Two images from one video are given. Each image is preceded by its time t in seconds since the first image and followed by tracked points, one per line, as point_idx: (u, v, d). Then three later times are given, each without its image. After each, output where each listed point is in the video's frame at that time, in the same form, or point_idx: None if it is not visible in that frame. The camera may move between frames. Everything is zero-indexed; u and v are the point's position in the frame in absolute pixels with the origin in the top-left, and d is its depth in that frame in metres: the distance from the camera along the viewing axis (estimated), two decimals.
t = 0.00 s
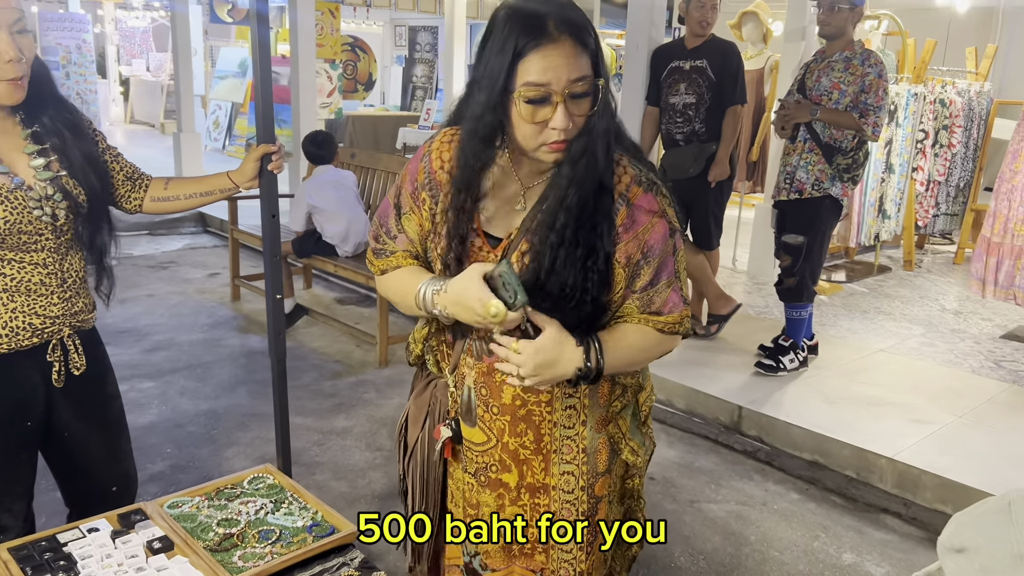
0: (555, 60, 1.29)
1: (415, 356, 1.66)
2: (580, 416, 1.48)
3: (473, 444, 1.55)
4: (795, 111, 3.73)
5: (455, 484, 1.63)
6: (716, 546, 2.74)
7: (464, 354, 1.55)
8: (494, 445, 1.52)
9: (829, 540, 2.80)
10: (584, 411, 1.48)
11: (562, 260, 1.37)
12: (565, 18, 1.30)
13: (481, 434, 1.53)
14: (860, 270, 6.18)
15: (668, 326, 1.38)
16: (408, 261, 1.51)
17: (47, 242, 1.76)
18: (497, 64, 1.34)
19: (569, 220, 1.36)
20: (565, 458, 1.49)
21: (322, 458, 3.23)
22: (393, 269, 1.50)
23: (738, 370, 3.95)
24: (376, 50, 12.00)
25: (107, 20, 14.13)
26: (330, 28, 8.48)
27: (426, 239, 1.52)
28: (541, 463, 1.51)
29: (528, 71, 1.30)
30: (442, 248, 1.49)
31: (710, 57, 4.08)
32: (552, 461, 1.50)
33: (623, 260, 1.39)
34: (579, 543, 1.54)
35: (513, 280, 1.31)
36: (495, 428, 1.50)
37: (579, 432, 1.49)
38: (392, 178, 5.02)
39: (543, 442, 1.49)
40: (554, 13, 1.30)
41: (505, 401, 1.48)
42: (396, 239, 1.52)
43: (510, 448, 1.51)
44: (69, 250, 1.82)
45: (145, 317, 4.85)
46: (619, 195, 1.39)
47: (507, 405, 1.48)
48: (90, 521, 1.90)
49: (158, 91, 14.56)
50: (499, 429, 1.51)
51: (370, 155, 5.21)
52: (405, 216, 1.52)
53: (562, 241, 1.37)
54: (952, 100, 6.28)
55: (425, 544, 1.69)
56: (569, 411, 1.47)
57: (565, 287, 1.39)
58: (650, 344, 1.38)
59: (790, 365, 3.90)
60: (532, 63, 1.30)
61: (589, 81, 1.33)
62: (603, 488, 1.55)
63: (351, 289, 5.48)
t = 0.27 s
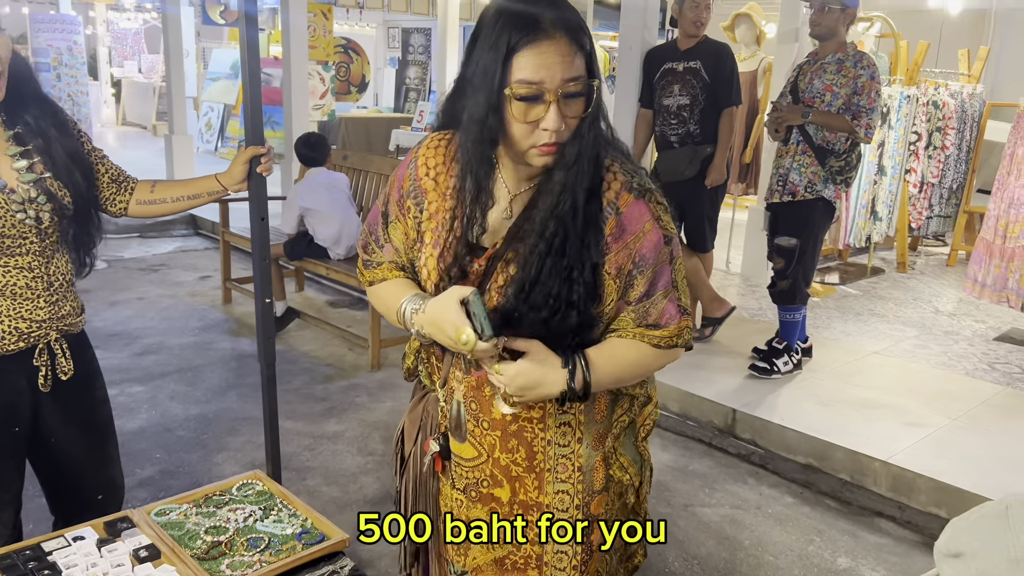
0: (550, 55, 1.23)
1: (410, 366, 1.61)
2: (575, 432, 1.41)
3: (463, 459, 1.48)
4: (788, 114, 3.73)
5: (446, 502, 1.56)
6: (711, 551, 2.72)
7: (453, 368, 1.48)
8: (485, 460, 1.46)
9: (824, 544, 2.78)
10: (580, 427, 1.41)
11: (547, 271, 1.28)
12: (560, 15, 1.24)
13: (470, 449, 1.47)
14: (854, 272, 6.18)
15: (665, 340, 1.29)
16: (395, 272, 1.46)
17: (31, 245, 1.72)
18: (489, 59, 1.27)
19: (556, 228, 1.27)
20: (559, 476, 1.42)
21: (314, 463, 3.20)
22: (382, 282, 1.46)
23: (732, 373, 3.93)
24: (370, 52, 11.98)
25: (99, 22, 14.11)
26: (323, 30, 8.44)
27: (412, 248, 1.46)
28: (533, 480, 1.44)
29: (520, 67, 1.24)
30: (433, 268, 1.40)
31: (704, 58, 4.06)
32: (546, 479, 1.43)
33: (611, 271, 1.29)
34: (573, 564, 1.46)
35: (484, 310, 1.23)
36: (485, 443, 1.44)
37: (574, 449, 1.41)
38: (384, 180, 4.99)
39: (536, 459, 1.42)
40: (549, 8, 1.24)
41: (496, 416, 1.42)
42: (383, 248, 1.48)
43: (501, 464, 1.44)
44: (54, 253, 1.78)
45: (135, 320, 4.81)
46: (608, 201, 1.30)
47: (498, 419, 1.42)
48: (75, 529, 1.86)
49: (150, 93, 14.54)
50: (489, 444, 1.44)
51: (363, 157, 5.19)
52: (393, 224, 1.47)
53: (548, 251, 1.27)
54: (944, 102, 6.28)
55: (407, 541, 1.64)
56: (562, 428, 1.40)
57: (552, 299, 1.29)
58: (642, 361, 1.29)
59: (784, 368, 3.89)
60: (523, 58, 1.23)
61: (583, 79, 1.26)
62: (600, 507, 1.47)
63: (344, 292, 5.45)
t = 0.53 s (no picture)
0: (542, 58, 1.18)
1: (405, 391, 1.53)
2: (567, 457, 1.28)
3: (449, 481, 1.38)
4: (781, 118, 3.71)
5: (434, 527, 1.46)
6: (705, 559, 2.70)
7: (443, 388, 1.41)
8: (472, 483, 1.35)
9: (819, 552, 2.76)
10: (572, 452, 1.29)
11: (532, 284, 1.21)
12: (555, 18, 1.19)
13: (457, 472, 1.37)
14: (847, 277, 6.18)
15: (654, 367, 1.17)
16: (387, 284, 1.45)
17: (15, 255, 1.70)
18: (480, 62, 1.23)
19: (543, 240, 1.21)
20: (548, 503, 1.30)
21: (305, 471, 3.18)
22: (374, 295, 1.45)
23: (726, 379, 3.92)
24: (363, 56, 11.98)
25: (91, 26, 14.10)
26: (316, 34, 8.42)
27: (401, 260, 1.44)
28: (521, 507, 1.31)
29: (511, 70, 1.19)
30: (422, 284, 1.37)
31: (697, 63, 4.06)
32: (534, 506, 1.30)
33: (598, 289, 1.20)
34: None
35: (459, 323, 1.19)
36: (472, 466, 1.34)
37: (565, 476, 1.29)
38: (377, 185, 4.97)
39: (524, 484, 1.30)
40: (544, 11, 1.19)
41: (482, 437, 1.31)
42: (374, 259, 1.47)
43: (488, 488, 1.33)
44: (38, 262, 1.75)
45: (126, 326, 4.77)
46: (598, 214, 1.21)
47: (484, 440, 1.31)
48: (60, 542, 1.83)
49: (143, 98, 14.52)
50: (475, 466, 1.34)
51: (355, 162, 5.17)
52: (383, 236, 1.45)
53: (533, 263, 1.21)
54: (938, 106, 6.29)
55: (400, 541, 1.56)
56: (553, 454, 1.28)
57: (538, 313, 1.22)
58: (630, 388, 1.18)
59: (778, 373, 3.88)
60: (514, 60, 1.19)
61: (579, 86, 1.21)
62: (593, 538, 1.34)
63: (336, 297, 5.42)
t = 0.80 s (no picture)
0: (530, 60, 1.17)
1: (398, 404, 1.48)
2: (556, 481, 1.25)
3: (436, 501, 1.36)
4: (773, 125, 3.71)
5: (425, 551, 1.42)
6: (701, 570, 2.68)
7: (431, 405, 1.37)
8: (459, 505, 1.31)
9: (815, 561, 2.75)
10: (560, 476, 1.25)
11: (519, 296, 1.20)
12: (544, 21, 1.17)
13: (444, 493, 1.34)
14: (843, 283, 6.18)
15: (644, 390, 1.14)
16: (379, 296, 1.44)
17: None
18: (466, 65, 1.21)
19: (530, 251, 1.19)
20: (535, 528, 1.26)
21: (298, 481, 3.15)
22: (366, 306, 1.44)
23: (722, 387, 3.90)
24: (359, 62, 11.99)
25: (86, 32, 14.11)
26: (312, 41, 8.42)
27: (392, 273, 1.43)
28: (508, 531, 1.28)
29: (499, 73, 1.18)
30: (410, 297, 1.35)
31: (692, 70, 4.05)
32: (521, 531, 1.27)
33: (592, 303, 1.16)
34: None
35: (432, 341, 1.18)
36: (458, 487, 1.30)
37: (554, 499, 1.26)
38: (371, 193, 4.96)
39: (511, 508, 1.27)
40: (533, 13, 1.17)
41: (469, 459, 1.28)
42: (367, 271, 1.46)
43: (474, 511, 1.29)
44: (26, 274, 1.73)
45: (119, 335, 4.75)
46: (591, 227, 1.18)
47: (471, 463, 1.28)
48: (47, 556, 1.80)
49: (139, 104, 14.52)
50: (462, 488, 1.30)
51: (350, 169, 5.16)
52: (376, 246, 1.44)
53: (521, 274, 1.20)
54: (933, 113, 6.30)
55: (401, 542, 1.46)
56: (542, 478, 1.24)
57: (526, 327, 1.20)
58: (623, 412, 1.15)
59: (774, 381, 3.87)
60: (502, 62, 1.18)
61: (570, 90, 1.19)
62: (581, 566, 1.30)
63: (331, 304, 5.40)
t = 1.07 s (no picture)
0: (515, 56, 1.17)
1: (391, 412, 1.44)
2: (549, 489, 1.23)
3: (429, 511, 1.34)
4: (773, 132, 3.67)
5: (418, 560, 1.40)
6: None
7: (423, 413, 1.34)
8: (450, 514, 1.30)
9: (814, 569, 2.74)
10: (553, 485, 1.23)
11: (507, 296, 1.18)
12: (527, 17, 1.16)
13: (437, 503, 1.31)
14: (842, 289, 6.17)
15: (655, 363, 1.08)
16: (370, 303, 1.42)
17: None
18: (451, 65, 1.22)
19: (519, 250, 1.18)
20: (528, 536, 1.25)
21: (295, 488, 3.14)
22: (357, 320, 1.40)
23: (721, 393, 3.89)
24: (360, 67, 12.02)
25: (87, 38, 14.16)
26: (312, 46, 8.43)
27: (382, 279, 1.40)
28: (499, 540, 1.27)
29: (483, 71, 1.18)
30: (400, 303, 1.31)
31: (692, 76, 4.06)
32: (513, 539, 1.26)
33: (583, 306, 1.15)
34: None
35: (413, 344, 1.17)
36: (449, 498, 1.28)
37: (547, 507, 1.24)
38: (371, 199, 4.96)
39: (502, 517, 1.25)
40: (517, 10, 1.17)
41: (462, 467, 1.26)
42: (355, 278, 1.44)
43: (466, 520, 1.28)
44: (18, 282, 1.73)
45: (117, 340, 4.74)
46: (584, 225, 1.17)
47: (463, 471, 1.26)
48: (42, 564, 1.79)
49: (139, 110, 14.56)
50: (453, 498, 1.28)
51: (349, 175, 5.16)
52: (365, 253, 1.42)
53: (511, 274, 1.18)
54: (932, 118, 6.31)
55: (399, 543, 1.42)
56: (534, 485, 1.23)
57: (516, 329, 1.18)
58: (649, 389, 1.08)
59: (774, 388, 3.86)
60: (486, 59, 1.18)
61: (554, 88, 1.18)
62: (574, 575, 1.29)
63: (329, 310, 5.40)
